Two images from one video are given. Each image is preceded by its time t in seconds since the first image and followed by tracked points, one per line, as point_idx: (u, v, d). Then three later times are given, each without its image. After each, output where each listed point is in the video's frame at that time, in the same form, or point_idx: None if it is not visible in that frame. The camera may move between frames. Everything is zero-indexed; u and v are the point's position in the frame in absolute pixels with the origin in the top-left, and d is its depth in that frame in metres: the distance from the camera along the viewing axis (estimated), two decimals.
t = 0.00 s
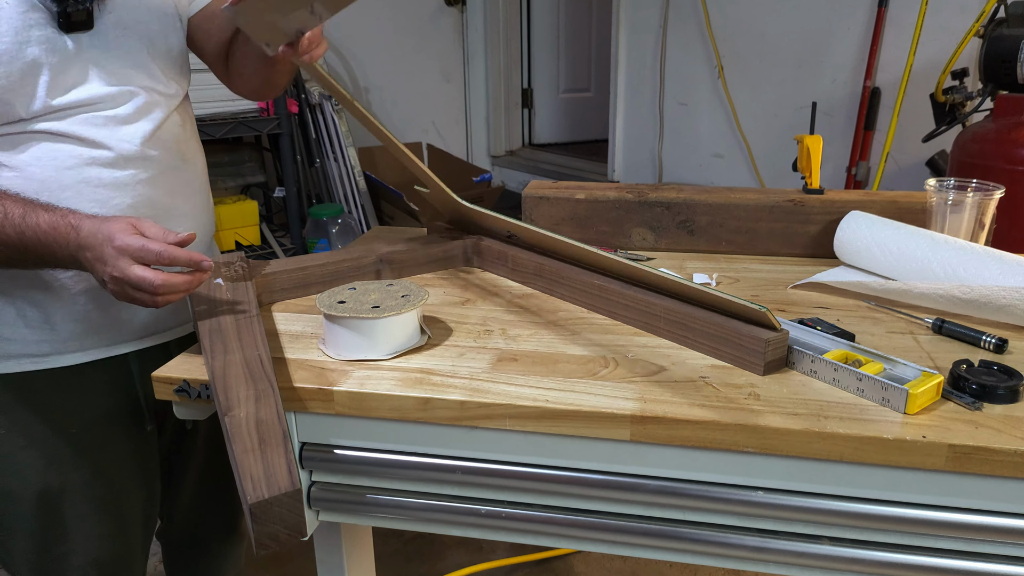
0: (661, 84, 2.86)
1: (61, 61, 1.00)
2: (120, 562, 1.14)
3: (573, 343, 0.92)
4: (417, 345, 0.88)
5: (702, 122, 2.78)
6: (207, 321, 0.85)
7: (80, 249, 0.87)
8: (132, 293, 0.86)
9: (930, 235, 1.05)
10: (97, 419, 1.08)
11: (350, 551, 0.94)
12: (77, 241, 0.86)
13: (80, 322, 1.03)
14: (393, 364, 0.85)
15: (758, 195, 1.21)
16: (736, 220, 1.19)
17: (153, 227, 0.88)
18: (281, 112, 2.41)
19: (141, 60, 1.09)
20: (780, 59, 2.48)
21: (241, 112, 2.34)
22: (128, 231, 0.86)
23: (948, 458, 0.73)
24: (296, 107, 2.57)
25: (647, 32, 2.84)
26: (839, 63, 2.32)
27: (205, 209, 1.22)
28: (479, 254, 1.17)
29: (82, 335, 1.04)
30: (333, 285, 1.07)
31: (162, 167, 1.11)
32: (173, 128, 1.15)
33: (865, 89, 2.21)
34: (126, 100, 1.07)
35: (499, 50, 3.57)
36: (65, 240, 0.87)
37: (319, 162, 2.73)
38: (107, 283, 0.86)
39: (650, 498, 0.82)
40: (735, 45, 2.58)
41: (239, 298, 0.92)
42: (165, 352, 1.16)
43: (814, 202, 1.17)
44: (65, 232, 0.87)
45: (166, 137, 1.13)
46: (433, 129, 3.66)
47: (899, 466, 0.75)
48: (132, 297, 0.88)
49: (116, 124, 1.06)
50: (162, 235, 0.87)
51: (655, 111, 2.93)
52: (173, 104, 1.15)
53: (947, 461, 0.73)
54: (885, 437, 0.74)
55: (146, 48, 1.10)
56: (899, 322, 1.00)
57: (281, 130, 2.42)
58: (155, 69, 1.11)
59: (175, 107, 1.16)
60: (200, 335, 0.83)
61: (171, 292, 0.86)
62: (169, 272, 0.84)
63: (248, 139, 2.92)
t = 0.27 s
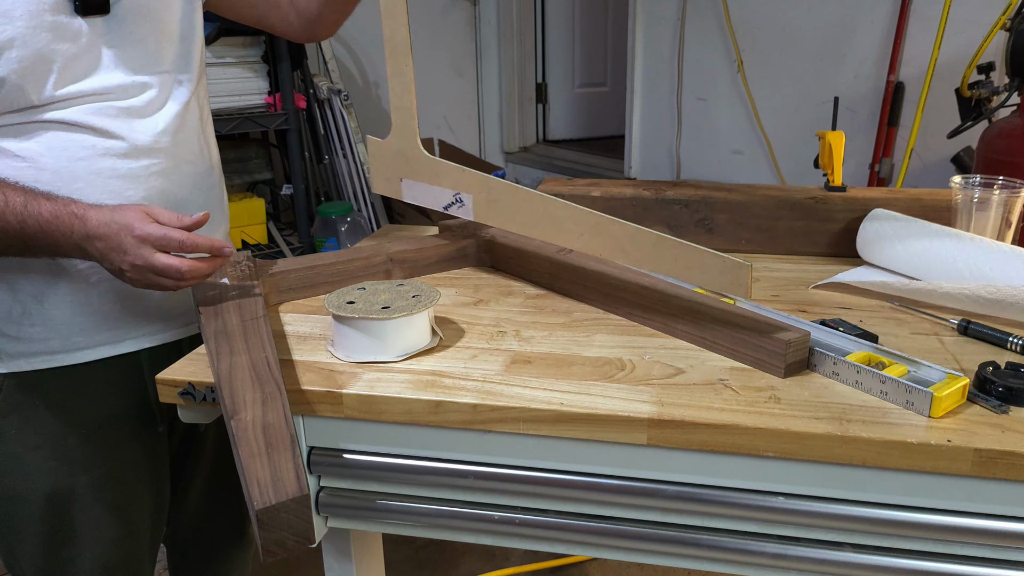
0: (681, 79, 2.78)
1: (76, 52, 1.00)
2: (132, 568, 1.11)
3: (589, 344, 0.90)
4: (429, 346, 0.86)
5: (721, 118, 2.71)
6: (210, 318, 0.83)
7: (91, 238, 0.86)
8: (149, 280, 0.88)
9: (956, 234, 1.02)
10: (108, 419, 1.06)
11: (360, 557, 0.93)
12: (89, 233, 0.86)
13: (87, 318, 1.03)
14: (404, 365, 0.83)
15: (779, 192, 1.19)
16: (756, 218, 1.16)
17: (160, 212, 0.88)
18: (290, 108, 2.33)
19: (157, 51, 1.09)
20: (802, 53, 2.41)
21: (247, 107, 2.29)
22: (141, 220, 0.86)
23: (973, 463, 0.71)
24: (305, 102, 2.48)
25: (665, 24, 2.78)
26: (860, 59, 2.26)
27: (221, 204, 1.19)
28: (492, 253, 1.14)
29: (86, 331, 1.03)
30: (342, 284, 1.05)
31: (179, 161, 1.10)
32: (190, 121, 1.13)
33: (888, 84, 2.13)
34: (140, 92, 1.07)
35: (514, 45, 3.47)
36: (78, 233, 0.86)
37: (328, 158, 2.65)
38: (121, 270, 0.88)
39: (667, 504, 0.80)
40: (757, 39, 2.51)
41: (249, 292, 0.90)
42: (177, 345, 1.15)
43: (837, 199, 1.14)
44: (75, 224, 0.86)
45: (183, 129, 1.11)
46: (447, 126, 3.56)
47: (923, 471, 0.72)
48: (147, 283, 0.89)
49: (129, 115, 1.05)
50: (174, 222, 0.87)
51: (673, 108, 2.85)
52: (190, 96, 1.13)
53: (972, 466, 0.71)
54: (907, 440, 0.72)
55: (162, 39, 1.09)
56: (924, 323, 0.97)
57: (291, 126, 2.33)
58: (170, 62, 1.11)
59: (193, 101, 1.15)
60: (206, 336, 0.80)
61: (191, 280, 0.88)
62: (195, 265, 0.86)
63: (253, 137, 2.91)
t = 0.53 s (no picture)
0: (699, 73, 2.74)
1: (100, 40, 0.98)
2: (142, 567, 1.09)
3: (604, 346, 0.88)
4: (441, 348, 0.85)
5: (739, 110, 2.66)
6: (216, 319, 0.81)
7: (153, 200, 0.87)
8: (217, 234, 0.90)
9: (981, 232, 0.99)
10: (119, 417, 1.05)
11: (369, 563, 0.91)
12: (153, 196, 0.87)
13: (95, 315, 1.01)
14: (415, 368, 0.81)
15: (799, 190, 1.16)
16: (776, 216, 1.14)
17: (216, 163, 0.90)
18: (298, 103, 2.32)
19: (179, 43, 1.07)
20: (831, 45, 2.33)
21: (255, 102, 2.27)
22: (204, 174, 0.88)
23: (999, 467, 0.68)
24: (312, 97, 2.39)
25: (682, 18, 2.74)
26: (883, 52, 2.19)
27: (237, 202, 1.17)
28: (504, 252, 1.10)
29: (98, 327, 1.02)
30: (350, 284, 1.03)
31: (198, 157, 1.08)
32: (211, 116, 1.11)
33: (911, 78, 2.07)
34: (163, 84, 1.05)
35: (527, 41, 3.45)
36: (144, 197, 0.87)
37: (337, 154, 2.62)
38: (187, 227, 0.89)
39: (685, 509, 0.77)
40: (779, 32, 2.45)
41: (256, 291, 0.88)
42: (187, 345, 1.13)
43: (859, 197, 1.12)
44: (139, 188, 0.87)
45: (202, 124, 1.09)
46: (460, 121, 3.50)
47: (947, 475, 0.70)
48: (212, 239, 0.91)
49: (152, 109, 1.03)
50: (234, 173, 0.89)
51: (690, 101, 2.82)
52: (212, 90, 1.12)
53: (998, 471, 0.69)
54: (932, 445, 0.69)
55: (186, 31, 1.08)
56: (948, 324, 0.94)
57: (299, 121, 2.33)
58: (193, 55, 1.10)
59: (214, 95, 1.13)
60: (212, 338, 0.77)
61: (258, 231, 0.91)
62: (264, 222, 0.88)
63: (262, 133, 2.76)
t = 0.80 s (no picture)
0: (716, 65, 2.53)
1: (123, 35, 0.97)
2: (145, 570, 1.08)
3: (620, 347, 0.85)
4: (452, 350, 0.83)
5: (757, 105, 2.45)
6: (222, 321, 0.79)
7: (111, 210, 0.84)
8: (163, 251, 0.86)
9: (1006, 230, 0.96)
10: (126, 417, 1.03)
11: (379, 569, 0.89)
12: (117, 207, 0.84)
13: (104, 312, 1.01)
14: (425, 370, 0.79)
15: (819, 187, 1.14)
16: (796, 214, 1.12)
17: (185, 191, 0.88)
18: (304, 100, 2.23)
19: (204, 44, 1.07)
20: (847, 39, 2.15)
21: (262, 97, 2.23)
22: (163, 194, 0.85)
23: None
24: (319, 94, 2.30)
25: (700, 12, 2.53)
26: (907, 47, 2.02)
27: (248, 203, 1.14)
28: (518, 250, 1.09)
29: (107, 323, 1.01)
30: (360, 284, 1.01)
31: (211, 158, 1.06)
32: (227, 117, 1.10)
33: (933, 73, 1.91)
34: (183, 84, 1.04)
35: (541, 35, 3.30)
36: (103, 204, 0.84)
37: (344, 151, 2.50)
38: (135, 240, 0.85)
39: (703, 515, 0.75)
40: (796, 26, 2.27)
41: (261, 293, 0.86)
42: (193, 346, 1.11)
43: (881, 194, 1.09)
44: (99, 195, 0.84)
45: (217, 125, 1.08)
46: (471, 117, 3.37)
47: (971, 480, 0.68)
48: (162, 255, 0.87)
49: (171, 105, 1.02)
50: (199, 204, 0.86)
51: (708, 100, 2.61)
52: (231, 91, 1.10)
53: None
54: (956, 448, 0.67)
55: (212, 34, 1.07)
56: (972, 324, 0.91)
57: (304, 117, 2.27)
58: (218, 56, 1.09)
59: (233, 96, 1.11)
60: (216, 339, 0.76)
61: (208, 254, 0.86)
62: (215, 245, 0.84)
63: (266, 129, 2.67)
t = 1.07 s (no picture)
0: (734, 60, 2.50)
1: (139, 31, 0.97)
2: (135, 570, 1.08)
3: (635, 349, 0.83)
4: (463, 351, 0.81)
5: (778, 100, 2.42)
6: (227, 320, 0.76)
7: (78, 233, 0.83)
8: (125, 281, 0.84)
9: None
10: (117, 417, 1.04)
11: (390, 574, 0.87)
12: (86, 232, 0.82)
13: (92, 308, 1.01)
14: (436, 372, 0.78)
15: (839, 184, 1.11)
16: (816, 213, 1.09)
17: (156, 224, 0.85)
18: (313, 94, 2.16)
19: (220, 45, 1.06)
20: (864, 37, 2.13)
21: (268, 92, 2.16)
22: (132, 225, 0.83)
23: None
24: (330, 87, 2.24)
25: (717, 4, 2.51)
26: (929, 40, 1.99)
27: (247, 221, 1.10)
28: (531, 249, 1.08)
29: (98, 322, 1.02)
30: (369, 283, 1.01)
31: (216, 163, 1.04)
32: (239, 121, 1.08)
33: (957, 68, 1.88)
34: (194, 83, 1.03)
35: (554, 28, 3.22)
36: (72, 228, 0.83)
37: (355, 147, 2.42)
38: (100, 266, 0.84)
39: (720, 521, 0.73)
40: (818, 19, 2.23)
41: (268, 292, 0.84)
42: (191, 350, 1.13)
43: (903, 191, 1.07)
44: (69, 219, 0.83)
45: (227, 128, 1.06)
46: (483, 112, 3.33)
47: (996, 486, 0.66)
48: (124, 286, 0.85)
49: (179, 104, 1.01)
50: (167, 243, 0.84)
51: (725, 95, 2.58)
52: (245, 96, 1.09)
53: None
54: (980, 453, 0.65)
55: (232, 37, 1.07)
56: (997, 325, 0.88)
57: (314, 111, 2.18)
58: (235, 58, 1.08)
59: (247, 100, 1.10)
60: (222, 339, 0.73)
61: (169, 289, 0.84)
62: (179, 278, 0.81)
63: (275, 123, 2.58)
